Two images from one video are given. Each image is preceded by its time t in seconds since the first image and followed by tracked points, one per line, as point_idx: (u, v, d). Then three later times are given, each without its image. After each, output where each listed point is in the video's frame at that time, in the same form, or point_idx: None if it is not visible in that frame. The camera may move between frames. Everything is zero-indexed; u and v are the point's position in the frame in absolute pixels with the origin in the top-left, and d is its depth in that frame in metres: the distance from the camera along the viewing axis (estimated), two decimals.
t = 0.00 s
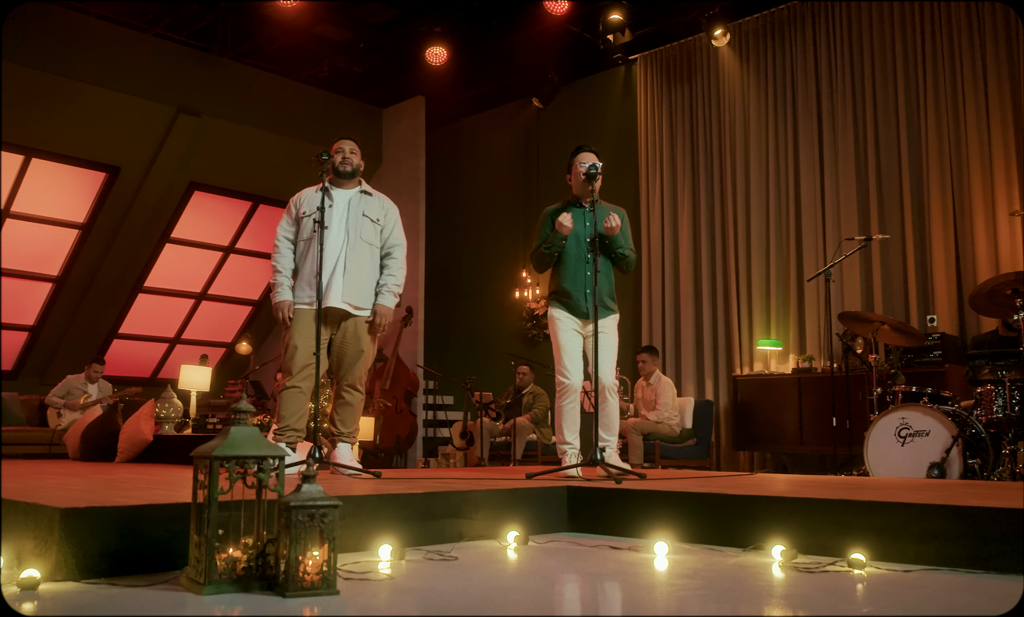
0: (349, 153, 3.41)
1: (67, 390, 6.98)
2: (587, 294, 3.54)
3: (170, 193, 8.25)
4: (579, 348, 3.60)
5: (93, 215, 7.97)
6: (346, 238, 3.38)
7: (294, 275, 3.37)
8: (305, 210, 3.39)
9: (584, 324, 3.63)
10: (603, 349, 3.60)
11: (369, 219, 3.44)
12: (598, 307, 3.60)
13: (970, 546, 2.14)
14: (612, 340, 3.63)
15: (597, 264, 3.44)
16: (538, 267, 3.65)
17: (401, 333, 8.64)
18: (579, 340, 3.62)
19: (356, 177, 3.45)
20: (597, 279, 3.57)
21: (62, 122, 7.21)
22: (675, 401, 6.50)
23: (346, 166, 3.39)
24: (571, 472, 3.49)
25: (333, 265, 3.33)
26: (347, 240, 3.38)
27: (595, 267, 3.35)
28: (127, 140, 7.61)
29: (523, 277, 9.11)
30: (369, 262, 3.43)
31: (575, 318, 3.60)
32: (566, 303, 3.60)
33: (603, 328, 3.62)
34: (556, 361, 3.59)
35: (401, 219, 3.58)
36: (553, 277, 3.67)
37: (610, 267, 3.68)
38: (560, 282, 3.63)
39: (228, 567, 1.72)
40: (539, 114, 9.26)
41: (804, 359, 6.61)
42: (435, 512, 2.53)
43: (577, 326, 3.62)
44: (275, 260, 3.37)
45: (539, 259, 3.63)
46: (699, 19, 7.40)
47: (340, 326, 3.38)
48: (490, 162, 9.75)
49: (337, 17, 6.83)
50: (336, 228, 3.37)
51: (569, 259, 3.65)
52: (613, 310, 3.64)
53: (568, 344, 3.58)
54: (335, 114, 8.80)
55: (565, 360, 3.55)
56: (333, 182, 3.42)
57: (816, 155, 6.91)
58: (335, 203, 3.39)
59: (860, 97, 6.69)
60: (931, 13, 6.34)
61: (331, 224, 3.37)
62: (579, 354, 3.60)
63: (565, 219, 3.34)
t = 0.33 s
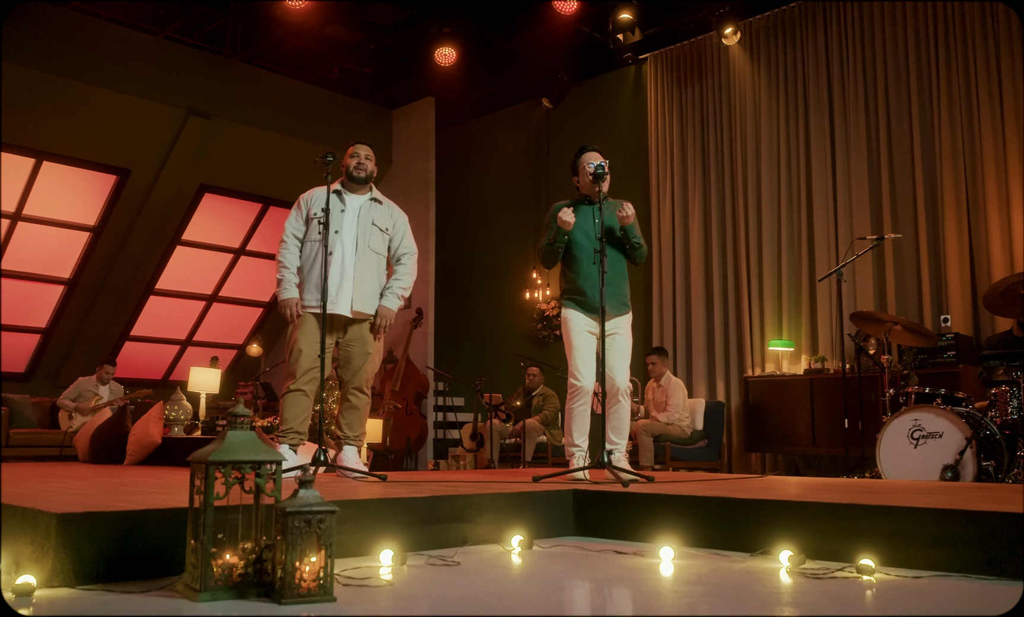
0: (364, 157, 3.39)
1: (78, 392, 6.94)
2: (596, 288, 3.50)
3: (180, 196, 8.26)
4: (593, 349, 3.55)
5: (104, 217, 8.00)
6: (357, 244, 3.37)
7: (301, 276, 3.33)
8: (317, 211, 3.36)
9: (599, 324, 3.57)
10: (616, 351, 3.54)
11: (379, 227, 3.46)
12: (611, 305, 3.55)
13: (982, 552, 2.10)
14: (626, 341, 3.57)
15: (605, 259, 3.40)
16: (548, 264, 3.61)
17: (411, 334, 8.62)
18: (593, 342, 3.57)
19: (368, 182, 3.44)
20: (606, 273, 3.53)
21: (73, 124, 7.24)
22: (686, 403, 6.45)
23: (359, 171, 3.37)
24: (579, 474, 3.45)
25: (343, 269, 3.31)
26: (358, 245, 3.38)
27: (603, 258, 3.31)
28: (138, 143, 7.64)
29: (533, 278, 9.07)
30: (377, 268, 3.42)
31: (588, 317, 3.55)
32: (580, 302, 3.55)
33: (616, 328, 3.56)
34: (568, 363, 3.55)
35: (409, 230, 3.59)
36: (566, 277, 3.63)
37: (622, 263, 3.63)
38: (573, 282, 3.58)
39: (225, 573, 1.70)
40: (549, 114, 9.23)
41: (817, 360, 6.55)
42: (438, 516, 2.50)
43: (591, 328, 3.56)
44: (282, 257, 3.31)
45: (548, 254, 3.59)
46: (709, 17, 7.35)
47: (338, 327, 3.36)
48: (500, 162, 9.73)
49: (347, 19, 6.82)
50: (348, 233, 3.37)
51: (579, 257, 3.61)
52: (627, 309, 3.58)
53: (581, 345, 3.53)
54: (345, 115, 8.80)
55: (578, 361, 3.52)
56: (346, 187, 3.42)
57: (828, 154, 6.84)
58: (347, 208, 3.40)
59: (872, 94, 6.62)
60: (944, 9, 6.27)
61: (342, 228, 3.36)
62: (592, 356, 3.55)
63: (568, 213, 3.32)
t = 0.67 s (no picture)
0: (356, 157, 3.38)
1: (88, 394, 6.99)
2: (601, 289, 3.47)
3: (189, 197, 8.27)
4: (598, 351, 3.52)
5: (114, 219, 8.03)
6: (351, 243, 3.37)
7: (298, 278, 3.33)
8: (311, 212, 3.37)
9: (604, 325, 3.54)
10: (621, 352, 3.51)
11: (374, 226, 3.45)
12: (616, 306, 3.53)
13: (992, 558, 2.06)
14: (632, 342, 3.54)
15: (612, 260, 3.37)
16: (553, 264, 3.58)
17: (420, 336, 8.60)
18: (598, 343, 3.53)
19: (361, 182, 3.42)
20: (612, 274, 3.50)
21: (82, 126, 7.27)
22: (696, 403, 6.41)
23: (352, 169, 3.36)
24: (585, 476, 3.42)
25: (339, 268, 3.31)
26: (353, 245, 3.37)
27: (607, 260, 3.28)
28: (147, 144, 7.66)
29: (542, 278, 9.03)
30: (370, 268, 3.43)
31: (594, 318, 3.52)
32: (585, 302, 3.52)
33: (622, 329, 3.53)
34: (572, 365, 3.52)
35: (400, 230, 3.59)
36: (572, 278, 3.60)
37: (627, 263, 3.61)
38: (579, 282, 3.56)
39: (220, 579, 1.68)
40: (558, 114, 9.20)
41: (827, 360, 6.49)
42: (440, 520, 2.48)
43: (596, 329, 3.53)
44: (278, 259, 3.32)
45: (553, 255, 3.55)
46: (718, 16, 7.30)
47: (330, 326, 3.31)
48: (509, 163, 9.70)
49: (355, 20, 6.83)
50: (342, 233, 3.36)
51: (585, 257, 3.58)
52: (632, 310, 3.55)
53: (586, 346, 3.50)
54: (353, 116, 8.80)
55: (582, 363, 3.48)
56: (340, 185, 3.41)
57: (839, 153, 6.78)
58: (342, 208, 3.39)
59: (883, 92, 6.56)
60: (956, 6, 6.19)
61: (337, 227, 3.36)
62: (597, 357, 3.52)
63: (576, 215, 3.28)
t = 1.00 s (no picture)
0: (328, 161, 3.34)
1: (99, 395, 7.04)
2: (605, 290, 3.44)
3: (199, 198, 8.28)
4: (598, 351, 3.50)
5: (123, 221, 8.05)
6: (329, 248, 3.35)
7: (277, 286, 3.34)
8: (287, 219, 3.36)
9: (603, 325, 3.52)
10: (624, 352, 3.49)
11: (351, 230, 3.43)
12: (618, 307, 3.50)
13: (1002, 562, 2.01)
14: (633, 343, 3.52)
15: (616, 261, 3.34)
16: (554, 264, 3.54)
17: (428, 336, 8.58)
18: (598, 343, 3.51)
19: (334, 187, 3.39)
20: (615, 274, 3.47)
21: (92, 128, 7.31)
22: (706, 404, 6.37)
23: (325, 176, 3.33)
24: (590, 478, 3.39)
25: (317, 274, 3.30)
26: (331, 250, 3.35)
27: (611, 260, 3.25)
28: (156, 146, 7.68)
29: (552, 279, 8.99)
30: (351, 272, 3.40)
31: (594, 318, 3.50)
32: (586, 302, 3.49)
33: (623, 329, 3.50)
34: (572, 364, 3.50)
35: (378, 233, 3.57)
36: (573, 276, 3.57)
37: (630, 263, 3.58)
38: (579, 281, 3.53)
39: (214, 583, 1.67)
40: (567, 113, 9.16)
41: (838, 360, 6.43)
42: (442, 522, 2.46)
43: (596, 328, 3.51)
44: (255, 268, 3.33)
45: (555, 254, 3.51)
46: (727, 14, 7.24)
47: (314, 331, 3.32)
48: (518, 163, 9.68)
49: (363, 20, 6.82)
50: (320, 239, 3.34)
51: (588, 256, 3.55)
52: (633, 311, 3.52)
53: (586, 346, 3.48)
54: (362, 117, 8.80)
55: (583, 363, 3.46)
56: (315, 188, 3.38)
57: (849, 151, 6.72)
58: (318, 213, 3.37)
59: (895, 89, 6.49)
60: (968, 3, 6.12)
61: (314, 233, 3.34)
62: (597, 357, 3.50)
63: (579, 219, 3.23)
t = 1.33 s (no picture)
0: (310, 157, 3.47)
1: (109, 395, 7.17)
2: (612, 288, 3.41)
3: (208, 199, 8.30)
4: (607, 351, 3.47)
5: (133, 221, 8.08)
6: (314, 246, 3.43)
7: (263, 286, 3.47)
8: (272, 220, 3.49)
9: (612, 324, 3.48)
10: (632, 352, 3.45)
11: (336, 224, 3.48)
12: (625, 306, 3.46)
13: (1012, 565, 1.97)
14: (642, 342, 3.47)
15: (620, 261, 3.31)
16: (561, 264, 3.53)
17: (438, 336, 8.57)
18: (607, 342, 3.49)
19: (319, 182, 3.50)
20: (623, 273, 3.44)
21: (101, 129, 7.34)
22: (715, 404, 6.32)
23: (308, 170, 3.44)
24: (597, 478, 3.36)
25: (302, 271, 3.38)
26: (316, 246, 3.43)
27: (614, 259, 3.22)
28: (166, 147, 7.71)
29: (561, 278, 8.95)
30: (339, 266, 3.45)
31: (602, 318, 3.46)
32: (593, 300, 3.47)
33: (631, 328, 3.46)
34: (580, 364, 3.47)
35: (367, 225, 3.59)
36: (579, 276, 3.55)
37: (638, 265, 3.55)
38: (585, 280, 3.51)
39: (208, 585, 1.65)
40: (576, 112, 9.12)
41: (850, 360, 6.36)
42: (444, 523, 2.44)
43: (604, 328, 3.47)
44: (242, 271, 3.49)
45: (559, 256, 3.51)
46: (737, 11, 7.19)
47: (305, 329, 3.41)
48: (527, 162, 9.64)
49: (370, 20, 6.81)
50: (304, 236, 3.44)
51: (594, 257, 3.53)
52: (642, 310, 3.48)
53: (595, 346, 3.45)
54: (371, 117, 8.80)
55: (590, 362, 3.44)
56: (300, 187, 3.48)
57: (860, 149, 6.65)
58: (302, 211, 3.46)
59: (906, 87, 6.42)
60: None
61: (298, 231, 3.44)
62: (606, 357, 3.47)
63: (576, 234, 3.22)
